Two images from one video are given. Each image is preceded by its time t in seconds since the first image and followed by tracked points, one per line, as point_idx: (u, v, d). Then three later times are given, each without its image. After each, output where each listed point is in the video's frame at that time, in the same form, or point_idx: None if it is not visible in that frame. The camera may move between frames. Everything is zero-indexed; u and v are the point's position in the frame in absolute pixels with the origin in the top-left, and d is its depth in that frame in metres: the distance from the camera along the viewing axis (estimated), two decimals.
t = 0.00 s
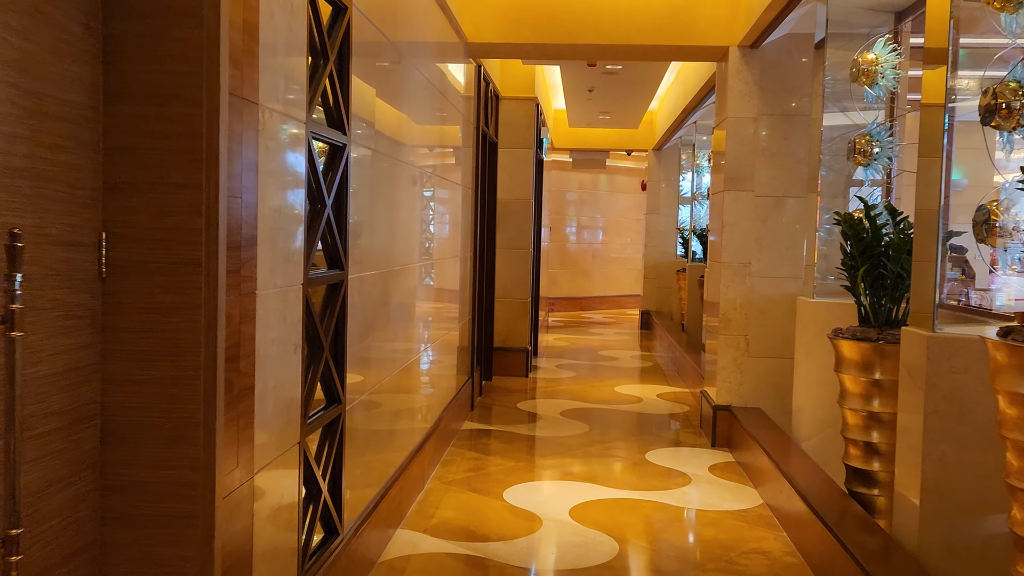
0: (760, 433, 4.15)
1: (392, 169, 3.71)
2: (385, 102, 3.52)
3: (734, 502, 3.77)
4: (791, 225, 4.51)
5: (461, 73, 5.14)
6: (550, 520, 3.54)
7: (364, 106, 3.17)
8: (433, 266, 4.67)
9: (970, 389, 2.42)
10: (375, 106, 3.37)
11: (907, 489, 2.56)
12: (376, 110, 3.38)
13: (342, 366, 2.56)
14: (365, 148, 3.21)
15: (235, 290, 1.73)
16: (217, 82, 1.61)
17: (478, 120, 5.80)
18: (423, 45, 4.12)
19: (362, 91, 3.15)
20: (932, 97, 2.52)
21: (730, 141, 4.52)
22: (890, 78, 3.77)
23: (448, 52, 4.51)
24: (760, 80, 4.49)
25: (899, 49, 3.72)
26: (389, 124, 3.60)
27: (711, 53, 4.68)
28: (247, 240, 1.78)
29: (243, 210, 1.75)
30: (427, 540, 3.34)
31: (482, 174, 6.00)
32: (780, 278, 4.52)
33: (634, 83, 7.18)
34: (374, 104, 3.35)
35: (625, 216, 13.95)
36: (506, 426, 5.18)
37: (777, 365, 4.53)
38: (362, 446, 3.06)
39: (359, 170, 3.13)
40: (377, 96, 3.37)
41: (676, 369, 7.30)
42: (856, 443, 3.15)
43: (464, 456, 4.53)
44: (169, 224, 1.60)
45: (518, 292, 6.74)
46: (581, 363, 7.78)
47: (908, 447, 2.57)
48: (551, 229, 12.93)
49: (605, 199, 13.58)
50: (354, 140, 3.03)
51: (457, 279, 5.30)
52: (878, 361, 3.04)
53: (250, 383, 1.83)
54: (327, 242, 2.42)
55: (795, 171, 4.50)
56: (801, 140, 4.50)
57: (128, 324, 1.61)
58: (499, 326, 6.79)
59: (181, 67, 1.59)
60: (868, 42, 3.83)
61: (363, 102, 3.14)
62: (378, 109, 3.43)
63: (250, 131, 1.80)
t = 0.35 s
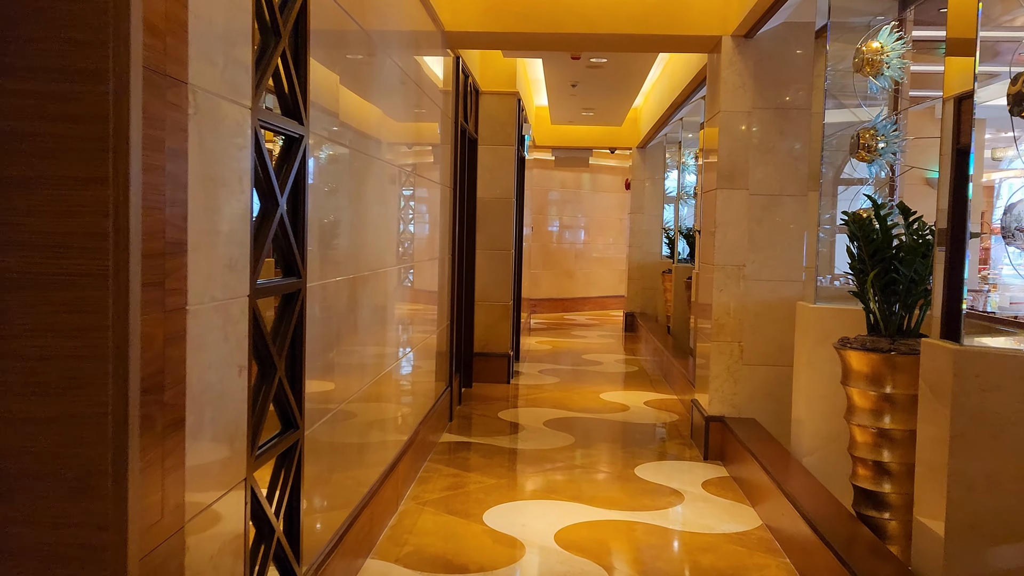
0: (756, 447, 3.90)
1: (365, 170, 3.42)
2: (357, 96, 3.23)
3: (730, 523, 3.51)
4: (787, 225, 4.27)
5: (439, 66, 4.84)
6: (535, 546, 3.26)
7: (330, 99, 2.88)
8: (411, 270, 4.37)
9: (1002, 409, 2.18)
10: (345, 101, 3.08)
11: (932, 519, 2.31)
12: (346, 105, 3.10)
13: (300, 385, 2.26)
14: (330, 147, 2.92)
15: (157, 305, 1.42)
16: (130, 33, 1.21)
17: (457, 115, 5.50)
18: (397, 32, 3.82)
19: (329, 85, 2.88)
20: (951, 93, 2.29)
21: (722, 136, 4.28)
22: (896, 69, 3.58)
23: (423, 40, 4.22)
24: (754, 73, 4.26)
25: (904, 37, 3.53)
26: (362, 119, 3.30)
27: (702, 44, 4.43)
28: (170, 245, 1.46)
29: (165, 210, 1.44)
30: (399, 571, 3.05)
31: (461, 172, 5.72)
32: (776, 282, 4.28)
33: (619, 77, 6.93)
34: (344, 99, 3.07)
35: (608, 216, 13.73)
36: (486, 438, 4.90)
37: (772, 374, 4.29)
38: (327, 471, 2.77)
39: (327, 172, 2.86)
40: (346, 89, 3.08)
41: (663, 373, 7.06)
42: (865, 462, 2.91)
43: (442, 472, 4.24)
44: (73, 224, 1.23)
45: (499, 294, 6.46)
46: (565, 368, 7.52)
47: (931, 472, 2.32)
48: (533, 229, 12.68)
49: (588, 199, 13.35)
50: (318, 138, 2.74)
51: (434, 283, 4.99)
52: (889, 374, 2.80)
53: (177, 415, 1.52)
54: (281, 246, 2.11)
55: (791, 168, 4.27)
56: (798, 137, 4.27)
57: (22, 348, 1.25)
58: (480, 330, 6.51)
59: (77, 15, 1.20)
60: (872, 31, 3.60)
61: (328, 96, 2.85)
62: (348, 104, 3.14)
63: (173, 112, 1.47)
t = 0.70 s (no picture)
0: (752, 458, 3.64)
1: (337, 165, 3.13)
2: (326, 83, 2.91)
3: (725, 542, 3.25)
4: (784, 221, 4.02)
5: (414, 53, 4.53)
6: (514, 570, 2.98)
7: (299, 88, 2.62)
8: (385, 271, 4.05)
9: None
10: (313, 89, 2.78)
11: (955, 548, 2.05)
12: (313, 95, 2.78)
13: (238, 402, 1.94)
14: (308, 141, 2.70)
15: (23, 312, 1.11)
16: None
17: (434, 105, 5.20)
18: (367, 13, 3.52)
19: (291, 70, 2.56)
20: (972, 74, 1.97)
21: (715, 126, 4.03)
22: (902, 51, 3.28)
23: (395, 22, 3.92)
24: (748, 58, 4.01)
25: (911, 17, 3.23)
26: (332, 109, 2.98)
27: (693, 28, 4.16)
28: (37, 237, 1.14)
29: (30, 193, 1.12)
30: None
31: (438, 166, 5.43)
32: (771, 281, 4.03)
33: (605, 67, 6.66)
34: (312, 89, 2.77)
35: (594, 213, 13.46)
36: (465, 448, 4.61)
37: (767, 379, 4.04)
38: (280, 493, 2.47)
39: (305, 168, 2.66)
40: (316, 77, 2.80)
41: (651, 376, 6.80)
42: (874, 479, 2.66)
43: (416, 486, 3.95)
44: None
45: (480, 294, 6.18)
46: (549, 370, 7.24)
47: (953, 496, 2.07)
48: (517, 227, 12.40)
49: (573, 196, 13.08)
50: (291, 132, 2.51)
51: (410, 285, 4.68)
52: (900, 383, 2.55)
53: (54, 452, 1.20)
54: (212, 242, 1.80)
55: (788, 160, 4.01)
56: (795, 126, 4.02)
57: None
58: (459, 332, 6.21)
59: None
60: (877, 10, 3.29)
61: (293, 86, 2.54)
62: (316, 93, 2.82)
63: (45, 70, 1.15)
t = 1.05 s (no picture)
0: (756, 476, 3.38)
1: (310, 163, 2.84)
2: (288, 66, 2.50)
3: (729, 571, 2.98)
4: (788, 221, 3.75)
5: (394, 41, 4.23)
6: None
7: (275, 84, 2.42)
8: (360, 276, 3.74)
9: None
10: (273, 75, 2.38)
11: None
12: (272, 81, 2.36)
13: (166, 437, 1.63)
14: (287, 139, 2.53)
15: None
16: None
17: (416, 97, 4.89)
18: None
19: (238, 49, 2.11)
20: (998, 67, 1.69)
21: (714, 119, 3.76)
22: (921, 35, 3.03)
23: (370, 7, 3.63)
24: (750, 48, 3.75)
25: None
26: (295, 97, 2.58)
27: (691, 15, 3.90)
28: None
29: None
30: None
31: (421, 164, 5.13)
32: (775, 285, 3.77)
33: (596, 61, 6.39)
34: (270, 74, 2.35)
35: (585, 213, 13.20)
36: (448, 462, 4.33)
37: (770, 390, 3.78)
38: (235, 529, 2.19)
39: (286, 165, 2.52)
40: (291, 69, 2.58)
41: (645, 383, 6.54)
42: (896, 508, 2.40)
43: (394, 507, 3.66)
44: None
45: (466, 298, 5.90)
46: (539, 376, 6.97)
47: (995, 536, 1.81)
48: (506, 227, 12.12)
49: (564, 195, 12.82)
50: (269, 129, 2.36)
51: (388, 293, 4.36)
52: (927, 402, 2.29)
53: None
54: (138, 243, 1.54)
55: (794, 156, 3.76)
56: (800, 120, 3.76)
57: None
58: (443, 338, 5.92)
59: None
60: None
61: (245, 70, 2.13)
62: (275, 77, 2.40)
63: None
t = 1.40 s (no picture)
0: (769, 498, 3.11)
1: (288, 159, 2.64)
2: (251, 48, 2.19)
3: None
4: (801, 222, 3.49)
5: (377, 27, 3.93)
6: None
7: (257, 77, 2.28)
8: (340, 280, 3.43)
9: None
10: (235, 57, 2.08)
11: None
12: (226, 57, 2.02)
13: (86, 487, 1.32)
14: (270, 135, 2.41)
15: None
16: None
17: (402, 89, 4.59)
18: None
19: (192, 25, 1.80)
20: None
21: (721, 111, 3.49)
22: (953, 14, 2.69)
23: None
24: (759, 34, 3.48)
25: None
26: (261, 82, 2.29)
27: None
28: None
29: None
30: None
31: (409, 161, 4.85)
32: (787, 291, 3.50)
33: (591, 53, 6.12)
34: (228, 51, 2.02)
35: (579, 213, 12.93)
36: (435, 479, 4.04)
37: (781, 403, 3.52)
38: None
39: (270, 162, 2.40)
40: (272, 60, 2.42)
41: (644, 390, 6.27)
42: (934, 545, 2.14)
43: (376, 532, 3.38)
44: None
45: (456, 302, 5.62)
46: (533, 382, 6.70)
47: None
48: (499, 227, 11.84)
49: (558, 195, 12.54)
50: (251, 126, 2.24)
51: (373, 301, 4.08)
52: (970, 427, 2.03)
53: None
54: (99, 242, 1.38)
55: (806, 151, 3.50)
56: (813, 113, 3.49)
57: None
58: (432, 343, 5.64)
59: None
60: None
61: (201, 48, 1.83)
62: (238, 59, 2.11)
63: None
